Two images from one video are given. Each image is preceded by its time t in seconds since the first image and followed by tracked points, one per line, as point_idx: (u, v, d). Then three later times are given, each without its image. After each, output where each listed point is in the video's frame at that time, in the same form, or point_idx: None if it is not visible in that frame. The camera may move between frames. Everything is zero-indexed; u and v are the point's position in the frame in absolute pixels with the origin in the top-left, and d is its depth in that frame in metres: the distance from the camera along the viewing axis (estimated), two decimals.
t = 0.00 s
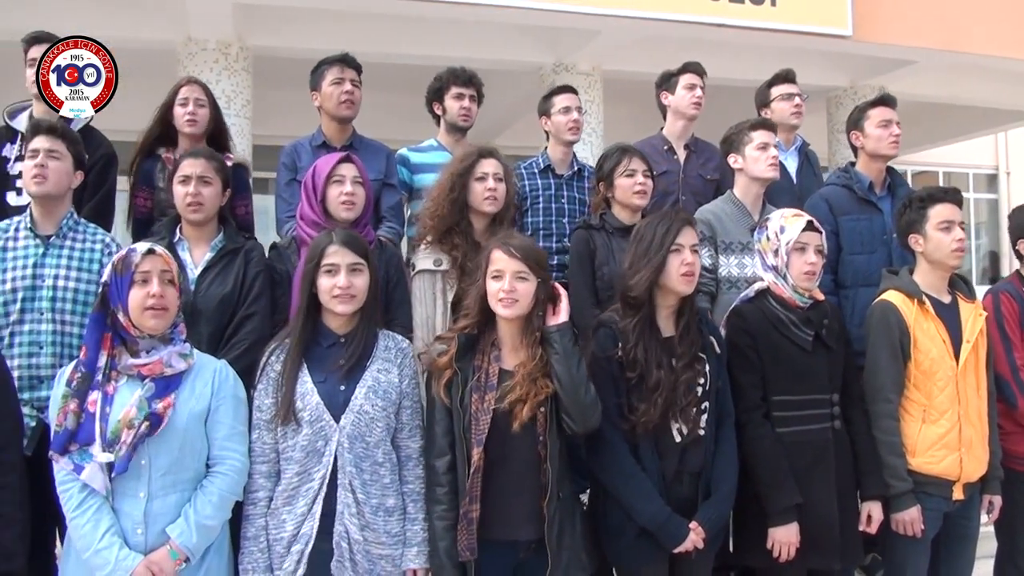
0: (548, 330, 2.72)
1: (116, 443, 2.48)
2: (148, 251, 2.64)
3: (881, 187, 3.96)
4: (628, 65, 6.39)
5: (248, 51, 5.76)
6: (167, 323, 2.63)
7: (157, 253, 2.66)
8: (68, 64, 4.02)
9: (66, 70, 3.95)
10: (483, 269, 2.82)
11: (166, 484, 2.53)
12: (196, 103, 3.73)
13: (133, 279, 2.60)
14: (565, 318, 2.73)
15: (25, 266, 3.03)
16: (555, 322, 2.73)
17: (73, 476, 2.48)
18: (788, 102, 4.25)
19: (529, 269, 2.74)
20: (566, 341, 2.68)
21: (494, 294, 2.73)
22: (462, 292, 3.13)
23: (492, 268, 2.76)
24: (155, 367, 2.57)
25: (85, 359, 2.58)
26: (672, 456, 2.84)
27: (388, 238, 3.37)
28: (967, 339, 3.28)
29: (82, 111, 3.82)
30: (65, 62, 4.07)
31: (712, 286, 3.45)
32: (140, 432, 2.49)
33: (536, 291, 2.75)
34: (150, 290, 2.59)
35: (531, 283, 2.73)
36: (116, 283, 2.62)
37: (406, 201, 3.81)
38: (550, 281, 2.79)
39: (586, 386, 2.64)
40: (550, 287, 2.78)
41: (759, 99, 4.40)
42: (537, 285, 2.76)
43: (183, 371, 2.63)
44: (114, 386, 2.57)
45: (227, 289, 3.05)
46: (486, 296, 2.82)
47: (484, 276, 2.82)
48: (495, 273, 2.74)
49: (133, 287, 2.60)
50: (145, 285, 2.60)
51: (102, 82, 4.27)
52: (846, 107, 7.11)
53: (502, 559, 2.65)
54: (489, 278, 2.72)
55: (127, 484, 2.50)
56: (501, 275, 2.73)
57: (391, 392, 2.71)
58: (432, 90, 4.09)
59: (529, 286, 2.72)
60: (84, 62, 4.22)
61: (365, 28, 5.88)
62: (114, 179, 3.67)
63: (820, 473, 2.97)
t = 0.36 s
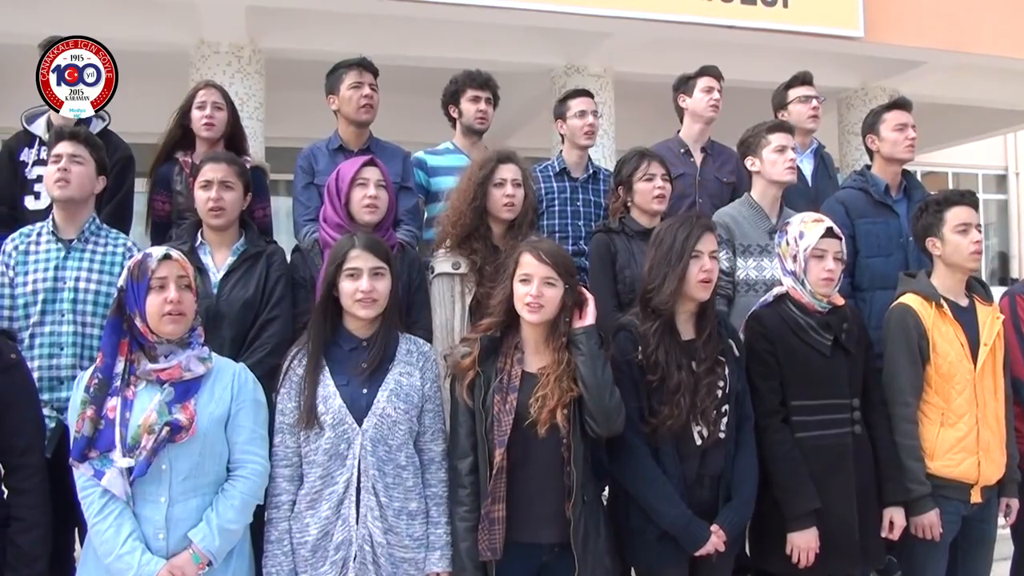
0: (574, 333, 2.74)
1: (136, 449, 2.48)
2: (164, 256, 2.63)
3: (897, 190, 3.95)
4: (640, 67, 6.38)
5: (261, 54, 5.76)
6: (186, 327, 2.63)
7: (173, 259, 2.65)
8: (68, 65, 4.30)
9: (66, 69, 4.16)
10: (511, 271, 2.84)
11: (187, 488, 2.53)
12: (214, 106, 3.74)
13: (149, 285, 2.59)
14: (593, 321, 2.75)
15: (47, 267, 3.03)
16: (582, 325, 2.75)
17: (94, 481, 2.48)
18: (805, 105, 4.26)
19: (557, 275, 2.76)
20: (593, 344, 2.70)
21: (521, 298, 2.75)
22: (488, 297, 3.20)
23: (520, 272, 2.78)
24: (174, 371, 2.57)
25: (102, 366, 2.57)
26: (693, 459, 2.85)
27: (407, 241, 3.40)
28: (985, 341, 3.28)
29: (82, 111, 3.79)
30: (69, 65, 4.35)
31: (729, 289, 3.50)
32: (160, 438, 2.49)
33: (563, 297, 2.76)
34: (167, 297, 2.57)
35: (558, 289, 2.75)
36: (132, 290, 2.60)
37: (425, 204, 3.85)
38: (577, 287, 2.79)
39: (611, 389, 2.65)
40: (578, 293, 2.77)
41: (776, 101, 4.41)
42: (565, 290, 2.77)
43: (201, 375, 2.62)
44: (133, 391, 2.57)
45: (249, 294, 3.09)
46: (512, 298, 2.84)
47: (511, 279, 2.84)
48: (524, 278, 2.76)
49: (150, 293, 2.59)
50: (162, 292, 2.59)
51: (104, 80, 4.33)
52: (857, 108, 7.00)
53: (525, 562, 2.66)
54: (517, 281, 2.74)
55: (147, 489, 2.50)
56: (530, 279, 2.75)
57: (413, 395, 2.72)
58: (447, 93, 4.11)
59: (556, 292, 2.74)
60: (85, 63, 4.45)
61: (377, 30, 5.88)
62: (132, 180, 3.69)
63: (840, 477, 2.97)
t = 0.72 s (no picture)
0: (598, 342, 2.77)
1: (155, 460, 2.49)
2: (184, 266, 2.63)
3: (912, 198, 3.95)
4: (650, 71, 6.37)
5: (272, 59, 5.76)
6: (205, 338, 2.64)
7: (192, 269, 2.64)
8: (69, 66, 4.68)
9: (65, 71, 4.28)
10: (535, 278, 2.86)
11: (207, 499, 2.54)
12: (232, 115, 3.77)
13: (170, 295, 2.60)
14: (616, 330, 2.77)
15: (67, 277, 3.04)
16: (605, 335, 2.77)
17: (113, 492, 2.49)
18: (819, 111, 4.27)
19: (580, 282, 2.77)
20: (616, 354, 2.73)
21: (545, 304, 2.76)
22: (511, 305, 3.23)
23: (544, 279, 2.79)
24: (193, 382, 2.59)
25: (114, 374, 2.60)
26: (712, 468, 2.86)
27: (423, 248, 3.46)
28: (1002, 349, 3.28)
29: (82, 111, 3.71)
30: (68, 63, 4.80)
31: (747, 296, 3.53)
32: (179, 449, 2.50)
33: (586, 304, 2.79)
34: (187, 307, 2.59)
35: (582, 296, 2.77)
36: (151, 300, 2.61)
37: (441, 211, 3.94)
38: (601, 296, 2.83)
39: (633, 399, 2.68)
40: (600, 301, 2.83)
41: (790, 107, 4.41)
42: (588, 298, 2.80)
43: (220, 385, 2.63)
44: (152, 402, 2.58)
45: (269, 303, 3.13)
46: (535, 307, 2.87)
47: (534, 286, 2.85)
48: (548, 283, 2.76)
49: (170, 303, 2.60)
50: (183, 302, 2.60)
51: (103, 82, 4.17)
52: (865, 112, 6.98)
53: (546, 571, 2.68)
54: (541, 287, 2.75)
55: (166, 500, 2.51)
56: (554, 285, 2.76)
57: (432, 405, 2.73)
58: (462, 100, 4.14)
59: (579, 298, 2.75)
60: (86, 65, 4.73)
61: (387, 34, 5.89)
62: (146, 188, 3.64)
63: (858, 486, 3.00)
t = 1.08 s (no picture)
0: (612, 350, 2.78)
1: (173, 467, 2.51)
2: (202, 275, 2.65)
3: (922, 202, 3.96)
4: (657, 73, 6.36)
5: (281, 63, 5.80)
6: (223, 346, 2.65)
7: (211, 278, 2.66)
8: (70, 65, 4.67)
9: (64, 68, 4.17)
10: (551, 284, 2.88)
11: (224, 506, 2.55)
12: (244, 121, 3.79)
13: (188, 304, 2.61)
14: (631, 339, 2.78)
15: (81, 284, 3.06)
16: (620, 343, 2.78)
17: (131, 498, 2.50)
18: (829, 115, 4.27)
19: (596, 290, 2.80)
20: (631, 362, 2.74)
21: (561, 313, 2.78)
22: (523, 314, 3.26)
23: (559, 286, 2.82)
24: (211, 390, 2.60)
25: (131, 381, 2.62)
26: (724, 474, 2.87)
27: (435, 252, 3.48)
28: (1013, 355, 3.29)
29: (81, 111, 3.69)
30: (68, 63, 4.80)
31: (758, 299, 3.54)
32: (197, 456, 2.51)
33: (601, 312, 2.81)
34: (205, 316, 2.60)
35: (597, 304, 2.79)
36: (171, 308, 2.63)
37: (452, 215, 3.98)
38: (615, 304, 2.85)
39: (647, 407, 2.69)
40: (616, 309, 2.84)
41: (799, 111, 4.41)
42: (603, 306, 2.82)
43: (238, 393, 2.65)
44: (170, 409, 2.60)
45: (283, 308, 3.14)
46: (550, 313, 2.88)
47: (549, 294, 2.88)
48: (564, 291, 2.80)
49: (188, 312, 2.61)
50: (201, 311, 2.61)
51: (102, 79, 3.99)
52: (873, 114, 7.00)
53: None
54: (558, 295, 2.78)
55: (183, 507, 2.52)
56: (570, 293, 2.79)
57: (447, 412, 2.75)
58: (473, 104, 4.15)
59: (595, 307, 2.78)
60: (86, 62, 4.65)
61: (394, 37, 5.88)
62: (157, 194, 3.62)
63: (870, 492, 3.00)
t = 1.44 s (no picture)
0: (615, 359, 2.80)
1: (183, 475, 2.52)
2: (213, 283, 2.65)
3: (928, 207, 3.96)
4: (660, 75, 6.36)
5: (284, 65, 5.82)
6: (233, 354, 2.66)
7: (222, 286, 2.66)
8: (69, 66, 4.69)
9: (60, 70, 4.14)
10: (552, 293, 2.90)
11: (233, 514, 2.56)
12: (247, 126, 3.78)
13: (198, 311, 2.62)
14: (633, 347, 2.80)
15: (86, 291, 3.08)
16: (622, 352, 2.81)
17: (141, 507, 2.52)
18: (834, 121, 4.28)
19: (599, 299, 2.82)
20: (634, 372, 2.76)
21: (563, 322, 2.81)
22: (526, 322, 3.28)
23: (561, 295, 2.85)
24: (221, 398, 2.62)
25: (141, 389, 2.63)
26: (727, 482, 2.88)
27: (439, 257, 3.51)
28: (1015, 361, 3.30)
29: (82, 111, 3.71)
30: (68, 64, 4.82)
31: (762, 306, 3.58)
32: (207, 465, 2.53)
33: (604, 321, 2.83)
34: (216, 324, 2.60)
35: (600, 314, 2.81)
36: (182, 315, 2.64)
37: (456, 220, 4.00)
38: (618, 312, 2.88)
39: (650, 417, 2.72)
40: (617, 318, 2.86)
41: (804, 115, 4.43)
42: (605, 315, 2.84)
43: (248, 402, 2.67)
44: (180, 417, 2.61)
45: (288, 315, 3.16)
46: (553, 322, 2.90)
47: (551, 302, 2.90)
48: (566, 301, 2.82)
49: (198, 319, 2.62)
50: (212, 318, 2.62)
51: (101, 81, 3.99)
52: (875, 116, 6.99)
53: None
54: (559, 305, 2.80)
55: (192, 515, 2.53)
56: (572, 303, 2.82)
57: (453, 420, 2.76)
58: (477, 109, 4.16)
59: (597, 316, 2.81)
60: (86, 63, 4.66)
61: (397, 40, 5.88)
62: (161, 199, 3.63)
63: (870, 498, 3.01)
